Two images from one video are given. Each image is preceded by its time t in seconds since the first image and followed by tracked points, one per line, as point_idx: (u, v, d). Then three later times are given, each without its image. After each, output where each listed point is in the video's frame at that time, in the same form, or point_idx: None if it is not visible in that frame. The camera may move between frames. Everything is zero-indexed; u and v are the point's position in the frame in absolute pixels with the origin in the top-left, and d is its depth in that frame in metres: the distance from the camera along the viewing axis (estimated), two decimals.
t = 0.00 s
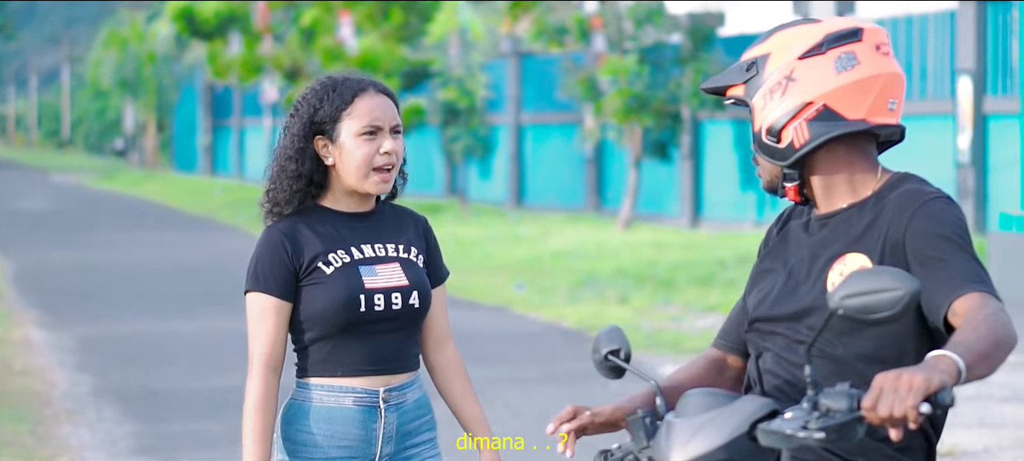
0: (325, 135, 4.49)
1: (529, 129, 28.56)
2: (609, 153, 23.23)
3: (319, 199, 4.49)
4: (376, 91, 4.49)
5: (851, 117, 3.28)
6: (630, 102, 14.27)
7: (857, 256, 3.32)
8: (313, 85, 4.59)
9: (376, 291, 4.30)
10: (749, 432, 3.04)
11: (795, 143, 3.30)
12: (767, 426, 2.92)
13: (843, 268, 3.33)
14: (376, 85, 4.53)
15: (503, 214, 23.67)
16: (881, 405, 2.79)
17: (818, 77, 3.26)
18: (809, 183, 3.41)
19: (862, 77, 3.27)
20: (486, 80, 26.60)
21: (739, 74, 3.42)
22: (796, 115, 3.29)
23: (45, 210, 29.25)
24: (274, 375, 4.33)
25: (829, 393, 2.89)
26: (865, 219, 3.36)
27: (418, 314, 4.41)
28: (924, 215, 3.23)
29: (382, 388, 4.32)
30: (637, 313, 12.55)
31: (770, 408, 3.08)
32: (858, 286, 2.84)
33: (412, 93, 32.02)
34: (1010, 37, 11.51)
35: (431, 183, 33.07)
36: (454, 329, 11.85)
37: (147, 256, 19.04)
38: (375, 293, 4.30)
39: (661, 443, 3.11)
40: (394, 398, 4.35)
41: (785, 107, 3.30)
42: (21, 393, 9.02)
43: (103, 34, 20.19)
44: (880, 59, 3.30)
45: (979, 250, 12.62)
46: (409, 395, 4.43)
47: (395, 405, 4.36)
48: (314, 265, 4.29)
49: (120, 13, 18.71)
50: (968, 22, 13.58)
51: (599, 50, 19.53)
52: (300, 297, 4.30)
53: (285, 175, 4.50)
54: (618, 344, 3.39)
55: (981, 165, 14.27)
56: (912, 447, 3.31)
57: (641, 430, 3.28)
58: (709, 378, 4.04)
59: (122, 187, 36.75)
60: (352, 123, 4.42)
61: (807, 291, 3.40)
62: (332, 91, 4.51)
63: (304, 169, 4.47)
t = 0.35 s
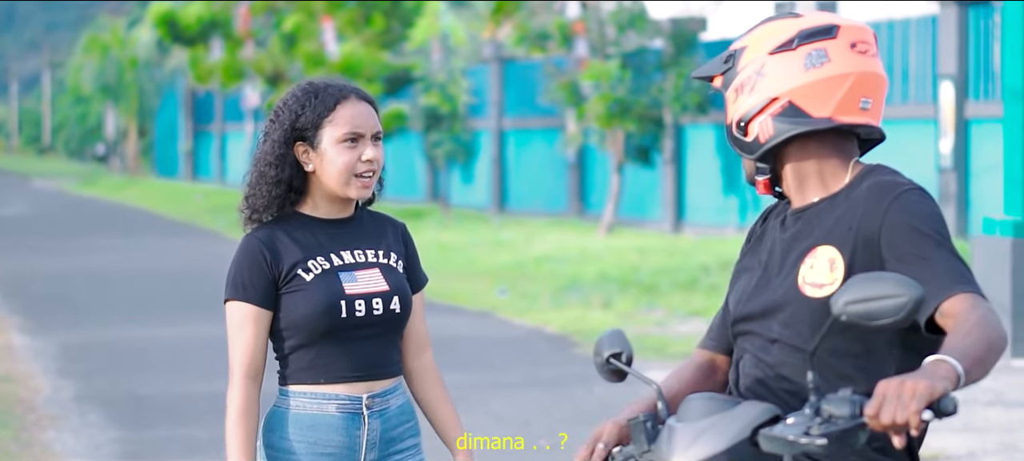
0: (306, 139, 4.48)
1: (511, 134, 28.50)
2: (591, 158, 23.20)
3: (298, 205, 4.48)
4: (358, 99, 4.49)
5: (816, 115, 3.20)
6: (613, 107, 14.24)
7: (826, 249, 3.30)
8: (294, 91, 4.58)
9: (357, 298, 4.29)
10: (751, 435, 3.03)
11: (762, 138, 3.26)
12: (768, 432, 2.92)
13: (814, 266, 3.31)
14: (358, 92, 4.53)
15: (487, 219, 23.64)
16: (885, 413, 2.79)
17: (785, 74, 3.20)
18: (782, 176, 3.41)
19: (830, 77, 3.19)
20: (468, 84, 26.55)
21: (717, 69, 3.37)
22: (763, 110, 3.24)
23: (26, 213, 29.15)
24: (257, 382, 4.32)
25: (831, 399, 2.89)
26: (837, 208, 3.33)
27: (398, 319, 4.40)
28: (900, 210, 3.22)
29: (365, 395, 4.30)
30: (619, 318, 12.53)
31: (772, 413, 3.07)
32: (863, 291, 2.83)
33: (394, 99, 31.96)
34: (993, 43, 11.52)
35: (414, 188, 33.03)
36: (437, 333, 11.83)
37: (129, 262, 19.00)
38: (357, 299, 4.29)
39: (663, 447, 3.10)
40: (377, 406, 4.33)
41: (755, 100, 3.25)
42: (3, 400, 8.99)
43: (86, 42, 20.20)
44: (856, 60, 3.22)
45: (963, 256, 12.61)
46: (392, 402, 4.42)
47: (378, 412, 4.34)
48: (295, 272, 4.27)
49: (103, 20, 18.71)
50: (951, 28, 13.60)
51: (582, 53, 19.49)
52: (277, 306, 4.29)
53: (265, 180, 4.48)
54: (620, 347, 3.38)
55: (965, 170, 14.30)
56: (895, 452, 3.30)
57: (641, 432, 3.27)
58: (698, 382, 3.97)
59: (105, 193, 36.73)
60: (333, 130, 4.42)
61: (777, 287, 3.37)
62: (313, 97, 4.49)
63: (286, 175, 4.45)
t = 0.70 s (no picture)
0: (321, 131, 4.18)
1: (505, 135, 28.47)
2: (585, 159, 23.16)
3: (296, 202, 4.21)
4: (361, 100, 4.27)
5: (785, 116, 3.11)
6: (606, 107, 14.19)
7: (794, 257, 3.16)
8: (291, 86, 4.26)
9: (359, 301, 4.11)
10: (732, 435, 3.01)
11: (729, 141, 3.16)
12: (749, 428, 2.90)
13: (781, 271, 3.18)
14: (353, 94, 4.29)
15: (481, 220, 23.59)
16: (865, 407, 2.74)
17: (751, 74, 3.10)
18: (754, 175, 3.30)
19: (799, 74, 3.09)
20: (462, 85, 26.50)
21: (682, 65, 3.24)
22: (729, 111, 3.14)
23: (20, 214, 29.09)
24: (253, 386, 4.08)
25: (813, 394, 2.86)
26: (804, 224, 3.18)
27: (386, 320, 4.25)
28: (881, 227, 3.08)
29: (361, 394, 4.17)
30: (612, 318, 12.49)
31: (752, 410, 3.05)
32: (842, 286, 2.81)
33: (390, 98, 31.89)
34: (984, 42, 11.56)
35: (409, 189, 32.98)
36: (430, 334, 11.79)
37: (125, 263, 18.97)
38: (359, 304, 4.11)
39: (644, 444, 3.08)
40: (370, 404, 4.21)
41: (721, 100, 3.14)
42: None
43: (80, 40, 20.25)
44: (823, 55, 3.12)
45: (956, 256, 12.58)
46: (377, 399, 4.28)
47: (368, 411, 4.23)
48: (299, 275, 4.05)
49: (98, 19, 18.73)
50: (942, 26, 13.68)
51: (576, 53, 19.43)
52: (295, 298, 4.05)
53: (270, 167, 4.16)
54: (604, 345, 3.36)
55: (955, 168, 14.38)
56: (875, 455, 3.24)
57: (624, 430, 3.24)
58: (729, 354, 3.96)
59: (98, 194, 36.76)
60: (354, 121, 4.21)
61: (749, 286, 3.22)
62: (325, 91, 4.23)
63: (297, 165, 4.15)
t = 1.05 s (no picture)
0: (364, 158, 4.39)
1: (499, 150, 28.43)
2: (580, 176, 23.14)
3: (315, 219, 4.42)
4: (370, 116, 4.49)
5: (792, 128, 3.02)
6: (600, 124, 14.19)
7: (792, 277, 3.15)
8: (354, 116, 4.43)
9: (383, 316, 4.32)
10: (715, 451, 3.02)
11: (734, 156, 3.04)
12: (732, 444, 2.93)
13: (779, 291, 3.16)
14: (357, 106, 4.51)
15: (475, 235, 23.55)
16: (846, 424, 2.79)
17: (758, 86, 2.98)
18: (752, 193, 3.21)
19: (804, 85, 2.99)
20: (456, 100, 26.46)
21: (676, 77, 3.10)
22: (735, 125, 3.01)
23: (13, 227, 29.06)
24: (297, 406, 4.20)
25: (797, 411, 2.89)
26: (806, 245, 3.15)
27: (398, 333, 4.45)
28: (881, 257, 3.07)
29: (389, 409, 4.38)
30: (606, 333, 12.50)
31: (739, 426, 3.07)
32: (826, 303, 2.84)
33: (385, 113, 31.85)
34: (978, 59, 11.51)
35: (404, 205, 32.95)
36: (424, 349, 11.81)
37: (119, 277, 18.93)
38: (384, 317, 4.32)
39: None
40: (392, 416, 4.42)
41: (724, 115, 3.01)
42: None
43: (74, 55, 20.11)
44: (825, 64, 3.02)
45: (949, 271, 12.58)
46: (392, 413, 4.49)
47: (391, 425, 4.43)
48: (343, 291, 4.17)
49: (93, 33, 18.64)
50: (938, 44, 13.54)
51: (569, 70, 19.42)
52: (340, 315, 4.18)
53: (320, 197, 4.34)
54: (595, 364, 3.37)
55: (950, 184, 14.31)
56: None
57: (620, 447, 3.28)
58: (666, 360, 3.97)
59: (93, 209, 36.68)
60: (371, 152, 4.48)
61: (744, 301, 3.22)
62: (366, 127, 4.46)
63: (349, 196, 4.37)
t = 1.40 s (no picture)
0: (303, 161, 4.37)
1: (497, 157, 28.40)
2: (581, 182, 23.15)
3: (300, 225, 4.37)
4: (360, 117, 4.40)
5: (802, 147, 3.13)
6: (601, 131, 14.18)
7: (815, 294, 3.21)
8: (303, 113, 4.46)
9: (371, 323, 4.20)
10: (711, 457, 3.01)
11: (748, 184, 3.15)
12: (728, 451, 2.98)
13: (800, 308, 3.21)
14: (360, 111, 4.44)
15: (473, 242, 23.52)
16: (838, 432, 2.81)
17: (763, 110, 3.12)
18: (764, 222, 3.30)
19: (808, 104, 3.13)
20: (453, 106, 26.45)
21: (679, 114, 3.22)
22: (745, 154, 3.14)
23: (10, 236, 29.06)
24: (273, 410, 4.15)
25: (792, 419, 2.90)
26: (824, 256, 3.24)
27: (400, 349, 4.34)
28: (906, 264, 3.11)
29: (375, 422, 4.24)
30: (605, 341, 12.51)
31: (733, 435, 3.07)
32: (818, 313, 2.84)
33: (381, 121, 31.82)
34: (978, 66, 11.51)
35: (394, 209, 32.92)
36: (422, 356, 11.81)
37: (116, 283, 18.95)
38: (371, 324, 4.20)
39: None
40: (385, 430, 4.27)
41: (731, 148, 3.14)
42: None
43: (72, 61, 20.03)
44: (820, 81, 3.17)
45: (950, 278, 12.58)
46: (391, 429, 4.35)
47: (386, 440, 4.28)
48: (312, 293, 4.15)
49: (89, 40, 18.63)
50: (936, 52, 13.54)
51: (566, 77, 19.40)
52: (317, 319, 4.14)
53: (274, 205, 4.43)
54: (589, 375, 3.37)
55: (949, 191, 14.30)
56: None
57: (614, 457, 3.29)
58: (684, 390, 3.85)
59: (90, 215, 36.69)
60: (337, 142, 4.32)
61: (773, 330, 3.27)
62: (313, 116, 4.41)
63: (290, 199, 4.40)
